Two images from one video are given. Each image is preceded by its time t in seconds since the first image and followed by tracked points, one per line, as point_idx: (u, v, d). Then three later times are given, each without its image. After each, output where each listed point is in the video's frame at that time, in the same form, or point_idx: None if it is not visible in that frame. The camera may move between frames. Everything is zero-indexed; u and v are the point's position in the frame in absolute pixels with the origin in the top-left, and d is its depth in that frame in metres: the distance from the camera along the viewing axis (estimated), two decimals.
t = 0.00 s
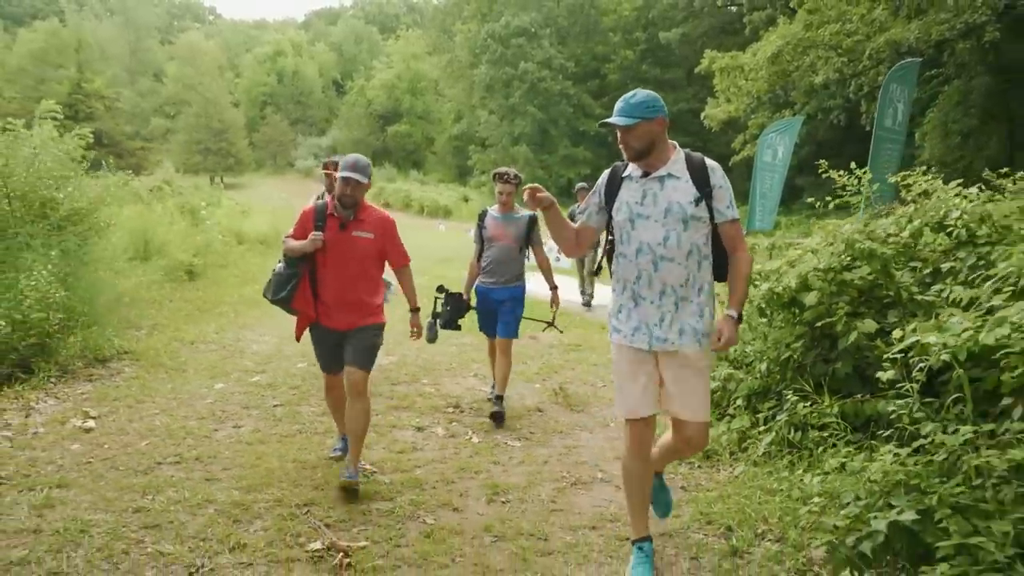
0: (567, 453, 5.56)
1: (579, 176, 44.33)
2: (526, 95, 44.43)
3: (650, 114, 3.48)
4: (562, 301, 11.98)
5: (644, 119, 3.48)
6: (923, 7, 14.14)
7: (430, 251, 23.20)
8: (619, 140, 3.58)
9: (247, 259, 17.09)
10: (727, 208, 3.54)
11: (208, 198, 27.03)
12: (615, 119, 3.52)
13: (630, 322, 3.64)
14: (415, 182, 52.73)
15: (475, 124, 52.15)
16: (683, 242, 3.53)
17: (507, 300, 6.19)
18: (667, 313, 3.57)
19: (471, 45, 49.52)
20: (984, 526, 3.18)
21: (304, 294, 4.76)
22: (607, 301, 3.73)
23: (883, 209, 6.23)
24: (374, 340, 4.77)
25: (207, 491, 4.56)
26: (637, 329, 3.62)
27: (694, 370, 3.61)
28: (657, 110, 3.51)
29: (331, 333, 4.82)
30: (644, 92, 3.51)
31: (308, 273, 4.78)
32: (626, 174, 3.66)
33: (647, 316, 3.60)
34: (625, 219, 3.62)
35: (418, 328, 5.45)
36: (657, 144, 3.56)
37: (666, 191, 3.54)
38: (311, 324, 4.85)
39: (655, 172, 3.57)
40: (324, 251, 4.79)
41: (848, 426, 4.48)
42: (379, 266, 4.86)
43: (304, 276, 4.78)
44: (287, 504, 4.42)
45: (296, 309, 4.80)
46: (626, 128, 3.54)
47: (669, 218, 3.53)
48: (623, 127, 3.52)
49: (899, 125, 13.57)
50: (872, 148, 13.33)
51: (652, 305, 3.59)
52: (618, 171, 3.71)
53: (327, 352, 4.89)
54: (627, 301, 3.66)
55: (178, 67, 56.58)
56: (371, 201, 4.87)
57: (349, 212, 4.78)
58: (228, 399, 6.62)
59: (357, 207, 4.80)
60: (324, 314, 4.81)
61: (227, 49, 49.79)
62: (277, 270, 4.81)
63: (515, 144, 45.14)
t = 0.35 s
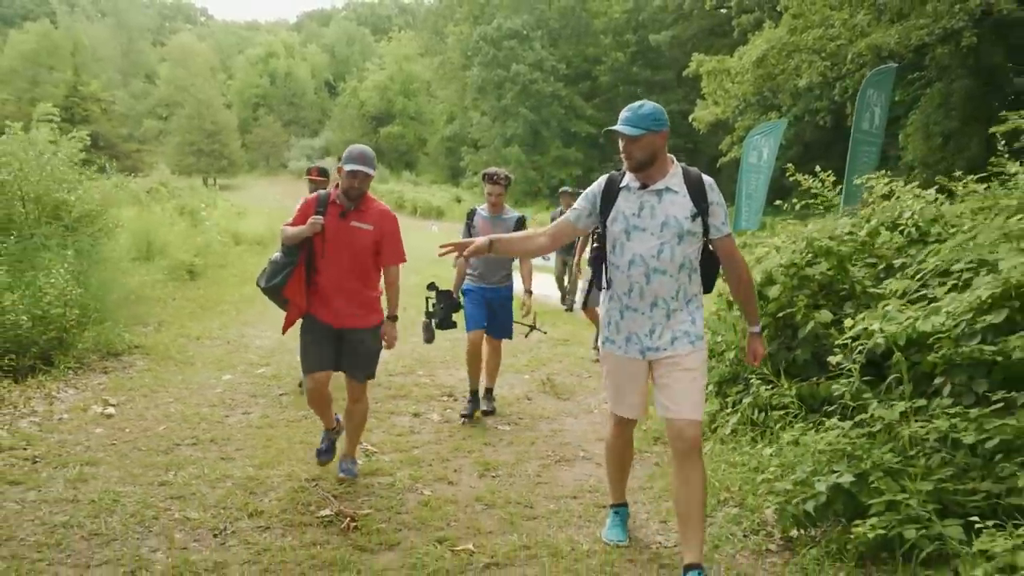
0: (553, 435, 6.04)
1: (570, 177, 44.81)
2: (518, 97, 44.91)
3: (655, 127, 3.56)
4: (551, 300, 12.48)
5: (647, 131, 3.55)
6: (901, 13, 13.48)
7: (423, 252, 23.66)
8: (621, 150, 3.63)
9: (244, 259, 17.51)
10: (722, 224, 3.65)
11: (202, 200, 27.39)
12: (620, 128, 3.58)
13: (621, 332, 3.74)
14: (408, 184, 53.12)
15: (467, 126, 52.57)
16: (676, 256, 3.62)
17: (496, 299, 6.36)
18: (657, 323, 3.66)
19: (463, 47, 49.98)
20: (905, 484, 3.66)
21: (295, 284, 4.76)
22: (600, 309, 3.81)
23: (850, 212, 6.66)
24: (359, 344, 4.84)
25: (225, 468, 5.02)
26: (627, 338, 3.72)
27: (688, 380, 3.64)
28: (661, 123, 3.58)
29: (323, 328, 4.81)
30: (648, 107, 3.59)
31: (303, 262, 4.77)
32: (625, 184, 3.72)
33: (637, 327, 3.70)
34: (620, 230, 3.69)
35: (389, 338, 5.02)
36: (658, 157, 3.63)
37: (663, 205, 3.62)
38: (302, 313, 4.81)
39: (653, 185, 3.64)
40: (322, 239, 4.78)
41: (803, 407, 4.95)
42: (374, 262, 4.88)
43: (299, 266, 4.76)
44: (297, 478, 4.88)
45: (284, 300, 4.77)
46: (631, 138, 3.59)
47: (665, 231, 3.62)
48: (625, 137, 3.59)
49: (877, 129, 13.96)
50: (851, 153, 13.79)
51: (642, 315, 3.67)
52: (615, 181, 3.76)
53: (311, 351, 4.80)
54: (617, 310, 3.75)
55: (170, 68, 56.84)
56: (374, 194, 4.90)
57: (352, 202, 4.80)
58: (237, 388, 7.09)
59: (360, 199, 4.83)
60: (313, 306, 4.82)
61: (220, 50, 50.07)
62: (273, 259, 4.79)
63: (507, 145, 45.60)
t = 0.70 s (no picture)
0: (541, 417, 6.50)
1: (564, 177, 45.27)
2: (513, 97, 45.35)
3: (676, 110, 3.45)
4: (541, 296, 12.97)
5: (668, 114, 3.43)
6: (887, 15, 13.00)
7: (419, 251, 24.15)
8: (641, 133, 3.50)
9: (245, 257, 17.98)
10: (734, 212, 3.58)
11: (201, 199, 27.84)
12: (640, 111, 3.44)
13: (633, 318, 3.58)
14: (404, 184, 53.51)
15: (463, 126, 52.96)
16: (690, 242, 3.51)
17: (486, 296, 6.34)
18: (671, 313, 3.55)
19: (459, 49, 50.43)
20: (851, 449, 4.16)
21: (286, 299, 4.59)
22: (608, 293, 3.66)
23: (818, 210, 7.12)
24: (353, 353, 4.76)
25: (239, 444, 5.46)
26: (638, 324, 3.56)
27: (691, 367, 3.60)
28: (679, 106, 3.47)
29: (318, 339, 4.59)
30: (668, 88, 3.47)
31: (294, 278, 4.61)
32: (638, 168, 3.56)
33: (651, 314, 3.55)
34: (637, 215, 3.52)
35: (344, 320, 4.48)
36: (675, 141, 3.52)
37: (678, 190, 3.49)
38: (294, 331, 4.61)
39: (667, 169, 3.51)
40: (313, 252, 4.62)
41: (769, 387, 5.41)
42: (362, 275, 4.69)
43: (289, 283, 4.60)
44: (307, 451, 5.34)
45: (276, 315, 4.61)
46: (652, 122, 3.47)
47: (680, 217, 3.49)
48: (641, 120, 3.48)
49: (858, 131, 13.89)
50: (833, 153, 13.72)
51: (656, 302, 3.54)
52: (627, 164, 3.59)
53: (311, 358, 4.53)
54: (630, 296, 3.59)
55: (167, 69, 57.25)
56: (364, 206, 4.76)
57: (340, 217, 4.65)
58: (245, 376, 7.55)
59: (349, 212, 4.68)
60: (304, 318, 4.62)
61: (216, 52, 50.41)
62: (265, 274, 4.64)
63: (502, 145, 46.36)
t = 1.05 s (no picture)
0: (532, 406, 7.01)
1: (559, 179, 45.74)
2: (508, 100, 45.82)
3: (660, 134, 3.50)
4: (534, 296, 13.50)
5: (651, 139, 3.49)
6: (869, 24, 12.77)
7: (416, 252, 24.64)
8: (628, 158, 3.56)
9: (246, 258, 18.48)
10: (720, 234, 3.55)
11: (201, 201, 28.32)
12: (626, 138, 3.51)
13: (627, 334, 3.64)
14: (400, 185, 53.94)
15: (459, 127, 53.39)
16: (681, 265, 3.56)
17: (480, 303, 6.48)
18: (663, 333, 3.61)
19: (455, 51, 50.86)
20: (805, 428, 4.68)
21: (288, 301, 4.58)
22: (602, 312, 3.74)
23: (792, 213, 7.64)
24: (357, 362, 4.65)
25: (254, 430, 5.95)
26: (630, 340, 3.63)
27: (656, 384, 3.64)
28: (664, 129, 3.52)
29: (318, 345, 4.65)
30: (652, 113, 3.52)
31: (293, 278, 4.60)
32: (629, 192, 3.64)
33: (645, 334, 3.62)
34: (625, 237, 3.61)
35: (400, 336, 5.19)
36: (664, 164, 3.57)
37: (667, 214, 3.55)
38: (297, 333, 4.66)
39: (657, 193, 3.57)
40: (311, 253, 4.60)
41: (739, 375, 5.97)
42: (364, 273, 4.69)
43: (290, 283, 4.59)
44: (317, 434, 5.85)
45: (278, 317, 4.60)
46: (639, 147, 3.53)
47: (668, 241, 3.55)
48: (630, 145, 3.53)
49: (841, 135, 14.33)
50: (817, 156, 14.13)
51: (649, 323, 3.61)
52: (620, 187, 3.69)
53: (323, 364, 4.68)
54: (625, 315, 3.66)
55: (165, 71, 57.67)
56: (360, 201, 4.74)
57: (337, 213, 4.62)
58: (255, 369, 8.06)
59: (347, 208, 4.67)
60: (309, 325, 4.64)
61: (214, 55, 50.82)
62: (261, 275, 4.61)
63: (498, 147, 46.65)
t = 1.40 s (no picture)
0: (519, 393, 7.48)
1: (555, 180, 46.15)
2: (505, 101, 46.24)
3: (628, 122, 3.56)
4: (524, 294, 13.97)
5: (622, 128, 3.57)
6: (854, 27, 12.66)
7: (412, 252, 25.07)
8: (597, 146, 3.64)
9: (246, 257, 18.92)
10: (701, 218, 3.66)
11: (201, 202, 28.73)
12: (593, 126, 3.58)
13: (603, 327, 3.74)
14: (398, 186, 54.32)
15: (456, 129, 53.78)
16: (657, 251, 3.64)
17: (478, 297, 6.58)
18: (641, 320, 3.68)
19: (452, 52, 51.21)
20: (762, 408, 5.20)
21: (277, 298, 4.59)
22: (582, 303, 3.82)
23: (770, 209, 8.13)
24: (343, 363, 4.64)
25: (261, 414, 6.43)
26: (607, 332, 3.73)
27: (670, 378, 3.69)
28: (635, 118, 3.58)
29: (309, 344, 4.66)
30: (621, 101, 3.58)
31: (285, 274, 4.62)
32: (604, 180, 3.73)
33: (619, 323, 3.71)
34: (602, 225, 3.70)
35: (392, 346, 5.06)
36: (636, 151, 3.65)
37: (642, 200, 3.64)
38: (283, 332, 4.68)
39: (632, 179, 3.66)
40: (304, 253, 4.62)
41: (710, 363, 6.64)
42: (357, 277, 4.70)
43: (280, 280, 4.60)
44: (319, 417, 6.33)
45: (265, 315, 4.60)
46: (605, 136, 3.61)
47: (644, 227, 3.63)
48: (600, 133, 3.59)
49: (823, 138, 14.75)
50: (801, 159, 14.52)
51: (625, 311, 3.69)
52: (596, 174, 3.77)
53: (308, 370, 4.73)
54: (601, 303, 3.76)
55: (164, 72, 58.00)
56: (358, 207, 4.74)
57: (335, 216, 4.65)
58: (258, 361, 8.52)
59: (343, 212, 4.67)
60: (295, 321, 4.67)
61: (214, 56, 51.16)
62: (253, 273, 4.63)
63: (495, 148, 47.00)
